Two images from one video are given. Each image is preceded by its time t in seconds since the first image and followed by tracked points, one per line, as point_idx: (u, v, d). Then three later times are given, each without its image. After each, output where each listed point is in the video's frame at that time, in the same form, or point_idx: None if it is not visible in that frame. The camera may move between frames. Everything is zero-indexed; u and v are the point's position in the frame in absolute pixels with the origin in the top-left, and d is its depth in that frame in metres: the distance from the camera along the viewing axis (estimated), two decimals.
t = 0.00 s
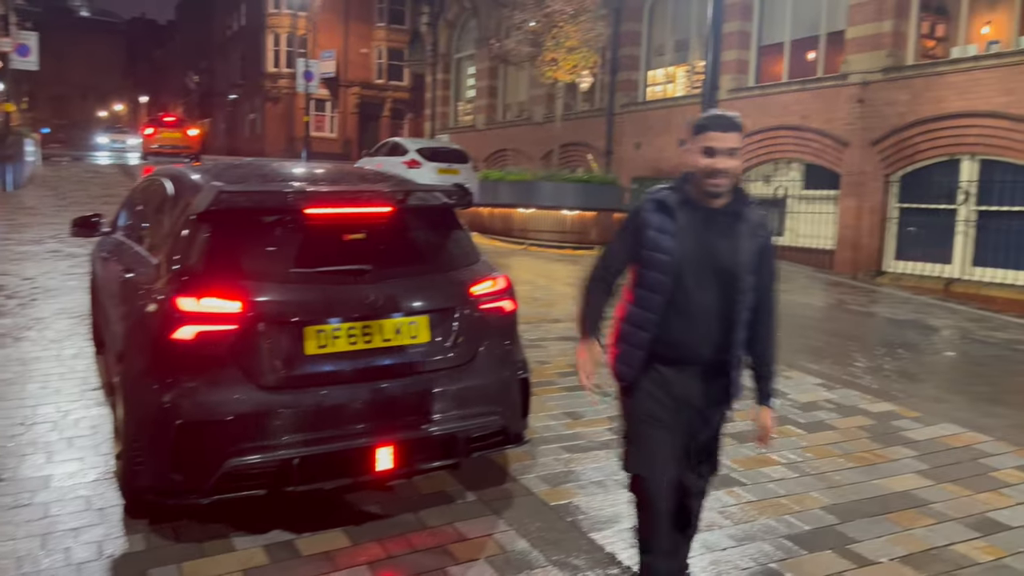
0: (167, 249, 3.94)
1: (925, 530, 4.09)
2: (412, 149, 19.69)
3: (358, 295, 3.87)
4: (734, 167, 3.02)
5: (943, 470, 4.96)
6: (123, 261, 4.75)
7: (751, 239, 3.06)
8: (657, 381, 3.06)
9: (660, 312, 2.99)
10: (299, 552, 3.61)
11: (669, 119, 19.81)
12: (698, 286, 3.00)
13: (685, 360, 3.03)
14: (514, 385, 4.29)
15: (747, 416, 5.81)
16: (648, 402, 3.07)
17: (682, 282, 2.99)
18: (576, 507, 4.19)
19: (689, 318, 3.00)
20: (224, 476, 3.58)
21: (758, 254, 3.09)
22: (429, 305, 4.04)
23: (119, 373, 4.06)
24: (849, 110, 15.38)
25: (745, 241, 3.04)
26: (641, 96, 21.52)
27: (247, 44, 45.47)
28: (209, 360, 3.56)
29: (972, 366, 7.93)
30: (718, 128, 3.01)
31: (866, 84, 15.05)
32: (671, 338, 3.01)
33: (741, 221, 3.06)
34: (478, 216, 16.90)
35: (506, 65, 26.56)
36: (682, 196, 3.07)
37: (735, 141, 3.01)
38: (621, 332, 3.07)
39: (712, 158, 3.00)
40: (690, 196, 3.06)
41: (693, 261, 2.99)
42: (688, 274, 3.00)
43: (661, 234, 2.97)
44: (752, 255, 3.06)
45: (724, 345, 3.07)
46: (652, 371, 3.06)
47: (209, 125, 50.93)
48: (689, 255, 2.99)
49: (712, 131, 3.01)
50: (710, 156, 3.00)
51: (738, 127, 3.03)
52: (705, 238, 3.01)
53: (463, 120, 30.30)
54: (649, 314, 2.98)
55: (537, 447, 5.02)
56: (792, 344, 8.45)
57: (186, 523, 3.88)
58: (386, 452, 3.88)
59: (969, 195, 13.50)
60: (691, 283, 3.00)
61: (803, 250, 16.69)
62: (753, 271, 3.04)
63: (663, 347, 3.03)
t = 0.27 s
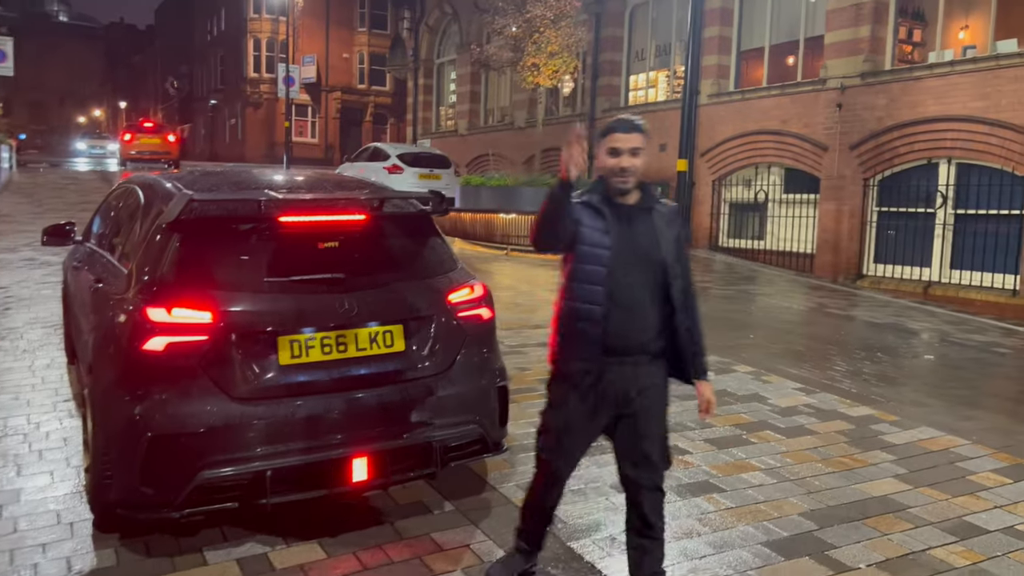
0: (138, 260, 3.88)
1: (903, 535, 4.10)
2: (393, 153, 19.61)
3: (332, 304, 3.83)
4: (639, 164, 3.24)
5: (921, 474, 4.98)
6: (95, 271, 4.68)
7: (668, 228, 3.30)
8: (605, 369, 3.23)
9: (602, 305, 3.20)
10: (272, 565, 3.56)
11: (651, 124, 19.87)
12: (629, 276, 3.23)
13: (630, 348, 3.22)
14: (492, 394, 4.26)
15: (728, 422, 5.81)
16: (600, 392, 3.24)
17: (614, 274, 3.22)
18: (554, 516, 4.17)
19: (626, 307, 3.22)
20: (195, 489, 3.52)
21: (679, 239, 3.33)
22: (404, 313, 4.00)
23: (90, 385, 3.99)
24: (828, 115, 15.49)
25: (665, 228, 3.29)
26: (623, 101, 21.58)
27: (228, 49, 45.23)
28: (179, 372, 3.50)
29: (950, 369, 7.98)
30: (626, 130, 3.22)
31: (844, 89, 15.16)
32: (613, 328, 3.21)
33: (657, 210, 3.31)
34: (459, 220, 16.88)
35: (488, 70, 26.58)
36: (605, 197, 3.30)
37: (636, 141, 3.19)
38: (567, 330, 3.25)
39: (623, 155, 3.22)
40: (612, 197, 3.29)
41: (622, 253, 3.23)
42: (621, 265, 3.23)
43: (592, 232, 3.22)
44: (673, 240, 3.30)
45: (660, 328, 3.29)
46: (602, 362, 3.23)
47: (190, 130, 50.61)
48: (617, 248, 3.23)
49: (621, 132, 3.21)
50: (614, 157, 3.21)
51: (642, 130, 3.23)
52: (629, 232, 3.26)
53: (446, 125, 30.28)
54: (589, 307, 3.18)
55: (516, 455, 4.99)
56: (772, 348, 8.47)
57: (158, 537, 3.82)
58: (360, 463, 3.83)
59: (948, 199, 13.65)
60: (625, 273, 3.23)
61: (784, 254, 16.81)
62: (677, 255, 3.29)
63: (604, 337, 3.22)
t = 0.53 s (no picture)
0: (118, 270, 3.82)
1: (893, 540, 4.09)
2: (380, 160, 19.53)
3: (315, 313, 3.79)
4: (567, 165, 3.31)
5: (910, 478, 4.97)
6: (75, 281, 4.61)
7: (598, 228, 3.36)
8: (543, 367, 3.26)
9: (536, 305, 3.26)
10: None
11: (637, 129, 19.91)
12: (560, 275, 3.29)
13: (565, 345, 3.26)
14: (479, 402, 4.22)
15: (716, 428, 5.79)
16: (539, 390, 3.28)
17: (547, 274, 3.28)
18: (541, 525, 4.13)
19: (559, 306, 3.26)
20: (177, 503, 3.46)
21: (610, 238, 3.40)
22: (388, 322, 3.96)
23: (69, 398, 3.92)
24: (813, 119, 15.55)
25: (596, 227, 3.35)
26: (610, 106, 21.62)
27: (213, 56, 45.05)
28: (160, 384, 3.44)
29: (938, 372, 8.00)
30: (553, 132, 3.29)
31: (829, 93, 15.23)
32: (547, 327, 3.25)
33: (587, 210, 3.37)
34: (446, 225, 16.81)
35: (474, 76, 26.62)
36: (537, 198, 3.35)
37: (560, 143, 3.28)
38: (503, 330, 3.30)
39: (551, 158, 3.28)
40: (544, 197, 3.34)
41: (554, 253, 3.29)
42: (553, 265, 3.28)
43: (526, 233, 3.29)
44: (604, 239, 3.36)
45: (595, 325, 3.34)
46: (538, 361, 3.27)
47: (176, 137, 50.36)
48: (549, 248, 3.29)
49: (548, 135, 3.28)
50: (543, 158, 3.29)
51: (568, 133, 3.31)
52: (561, 231, 3.31)
53: (433, 131, 30.26)
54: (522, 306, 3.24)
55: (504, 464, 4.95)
56: (760, 353, 8.47)
57: (139, 552, 3.76)
58: (345, 474, 3.78)
59: (934, 203, 13.72)
60: (556, 272, 3.29)
61: (771, 258, 16.89)
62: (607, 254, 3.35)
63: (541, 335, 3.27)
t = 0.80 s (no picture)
0: (110, 282, 3.79)
1: (892, 546, 4.07)
2: (376, 167, 19.51)
3: (307, 323, 3.76)
4: (535, 170, 3.36)
5: (908, 483, 4.95)
6: (67, 292, 4.57)
7: (565, 231, 3.43)
8: (511, 371, 3.33)
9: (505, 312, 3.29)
10: None
11: (632, 134, 19.93)
12: (528, 280, 3.34)
13: (533, 349, 3.33)
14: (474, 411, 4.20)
15: (713, 433, 5.77)
16: (507, 394, 3.34)
17: (516, 279, 3.33)
18: (539, 534, 4.10)
19: (527, 310, 3.33)
20: (169, 517, 3.43)
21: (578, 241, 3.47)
22: (383, 331, 3.94)
23: (61, 410, 3.88)
24: (808, 122, 15.57)
25: (563, 231, 3.41)
26: (605, 111, 21.63)
27: (208, 64, 45.06)
28: (152, 396, 3.41)
29: (936, 374, 7.99)
30: (522, 137, 3.34)
31: (824, 96, 15.25)
32: (514, 331, 3.31)
33: (555, 214, 3.43)
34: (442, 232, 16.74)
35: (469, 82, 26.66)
36: (506, 204, 3.39)
37: (530, 147, 3.33)
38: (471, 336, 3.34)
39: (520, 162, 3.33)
40: (512, 203, 3.38)
41: (522, 258, 3.35)
42: (521, 269, 3.34)
43: (493, 243, 3.30)
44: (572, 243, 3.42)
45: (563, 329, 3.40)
46: (505, 365, 3.34)
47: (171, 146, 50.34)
48: (517, 253, 3.34)
49: (518, 139, 3.33)
50: (512, 162, 3.33)
51: (535, 137, 3.37)
52: (529, 236, 3.38)
53: (429, 138, 30.28)
54: (492, 314, 3.27)
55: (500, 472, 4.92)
56: (757, 357, 8.45)
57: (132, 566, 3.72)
58: (339, 486, 3.75)
59: (930, 205, 13.73)
60: (524, 277, 3.34)
61: (767, 262, 16.89)
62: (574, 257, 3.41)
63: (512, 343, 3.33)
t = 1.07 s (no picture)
0: (115, 292, 3.80)
1: (900, 549, 4.05)
2: (380, 172, 19.54)
3: (311, 331, 3.77)
4: (530, 176, 3.34)
5: (915, 485, 4.93)
6: (72, 302, 4.59)
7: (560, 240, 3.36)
8: (498, 379, 3.38)
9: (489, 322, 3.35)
10: None
11: (636, 137, 19.93)
12: (516, 288, 3.36)
13: (519, 359, 3.35)
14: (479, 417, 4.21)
15: (719, 437, 5.76)
16: (493, 402, 3.41)
17: (504, 287, 3.36)
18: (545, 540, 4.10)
19: (513, 319, 3.35)
20: (175, 525, 3.43)
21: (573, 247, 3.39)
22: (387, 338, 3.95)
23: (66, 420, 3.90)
24: (811, 124, 15.55)
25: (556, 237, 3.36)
26: (608, 114, 21.64)
27: (212, 71, 45.24)
28: (158, 406, 3.42)
29: (942, 376, 7.96)
30: (515, 143, 3.33)
31: (827, 97, 15.23)
32: (501, 339, 3.36)
33: (551, 220, 3.39)
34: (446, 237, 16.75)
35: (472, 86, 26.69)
36: (502, 212, 3.42)
37: (523, 153, 3.30)
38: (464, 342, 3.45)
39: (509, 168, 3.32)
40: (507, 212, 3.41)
41: (511, 265, 3.36)
42: (509, 277, 3.36)
43: (481, 253, 3.38)
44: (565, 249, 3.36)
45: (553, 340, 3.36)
46: (493, 373, 3.40)
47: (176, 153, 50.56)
48: (506, 261, 3.37)
49: (509, 145, 3.33)
50: (506, 168, 3.33)
51: (529, 143, 3.34)
52: (520, 243, 3.38)
53: (432, 143, 30.33)
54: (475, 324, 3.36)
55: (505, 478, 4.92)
56: (763, 360, 8.44)
57: None
58: (344, 493, 3.76)
59: (935, 205, 13.70)
60: (513, 285, 3.36)
61: (773, 263, 16.87)
62: (565, 265, 3.34)
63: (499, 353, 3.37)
